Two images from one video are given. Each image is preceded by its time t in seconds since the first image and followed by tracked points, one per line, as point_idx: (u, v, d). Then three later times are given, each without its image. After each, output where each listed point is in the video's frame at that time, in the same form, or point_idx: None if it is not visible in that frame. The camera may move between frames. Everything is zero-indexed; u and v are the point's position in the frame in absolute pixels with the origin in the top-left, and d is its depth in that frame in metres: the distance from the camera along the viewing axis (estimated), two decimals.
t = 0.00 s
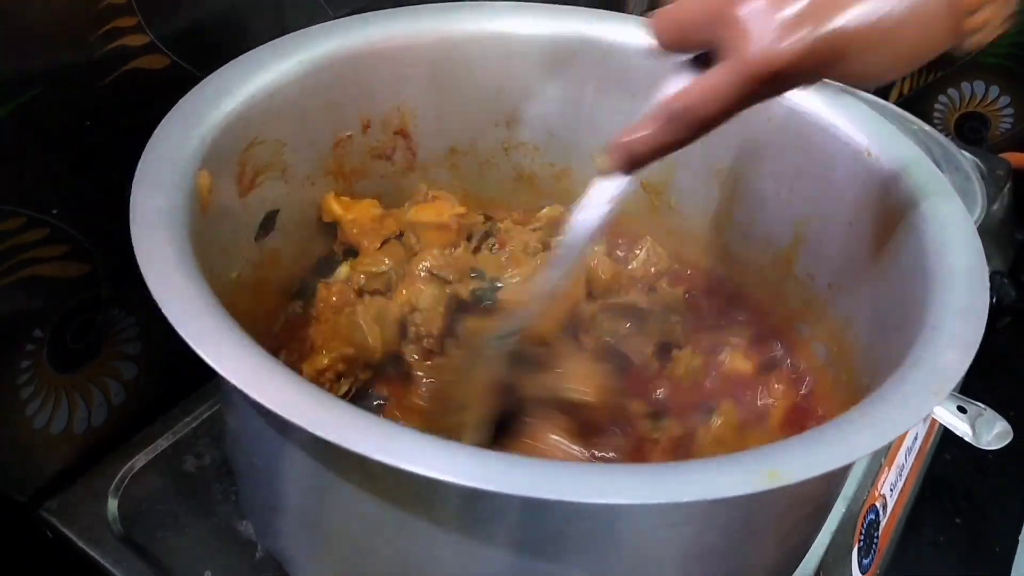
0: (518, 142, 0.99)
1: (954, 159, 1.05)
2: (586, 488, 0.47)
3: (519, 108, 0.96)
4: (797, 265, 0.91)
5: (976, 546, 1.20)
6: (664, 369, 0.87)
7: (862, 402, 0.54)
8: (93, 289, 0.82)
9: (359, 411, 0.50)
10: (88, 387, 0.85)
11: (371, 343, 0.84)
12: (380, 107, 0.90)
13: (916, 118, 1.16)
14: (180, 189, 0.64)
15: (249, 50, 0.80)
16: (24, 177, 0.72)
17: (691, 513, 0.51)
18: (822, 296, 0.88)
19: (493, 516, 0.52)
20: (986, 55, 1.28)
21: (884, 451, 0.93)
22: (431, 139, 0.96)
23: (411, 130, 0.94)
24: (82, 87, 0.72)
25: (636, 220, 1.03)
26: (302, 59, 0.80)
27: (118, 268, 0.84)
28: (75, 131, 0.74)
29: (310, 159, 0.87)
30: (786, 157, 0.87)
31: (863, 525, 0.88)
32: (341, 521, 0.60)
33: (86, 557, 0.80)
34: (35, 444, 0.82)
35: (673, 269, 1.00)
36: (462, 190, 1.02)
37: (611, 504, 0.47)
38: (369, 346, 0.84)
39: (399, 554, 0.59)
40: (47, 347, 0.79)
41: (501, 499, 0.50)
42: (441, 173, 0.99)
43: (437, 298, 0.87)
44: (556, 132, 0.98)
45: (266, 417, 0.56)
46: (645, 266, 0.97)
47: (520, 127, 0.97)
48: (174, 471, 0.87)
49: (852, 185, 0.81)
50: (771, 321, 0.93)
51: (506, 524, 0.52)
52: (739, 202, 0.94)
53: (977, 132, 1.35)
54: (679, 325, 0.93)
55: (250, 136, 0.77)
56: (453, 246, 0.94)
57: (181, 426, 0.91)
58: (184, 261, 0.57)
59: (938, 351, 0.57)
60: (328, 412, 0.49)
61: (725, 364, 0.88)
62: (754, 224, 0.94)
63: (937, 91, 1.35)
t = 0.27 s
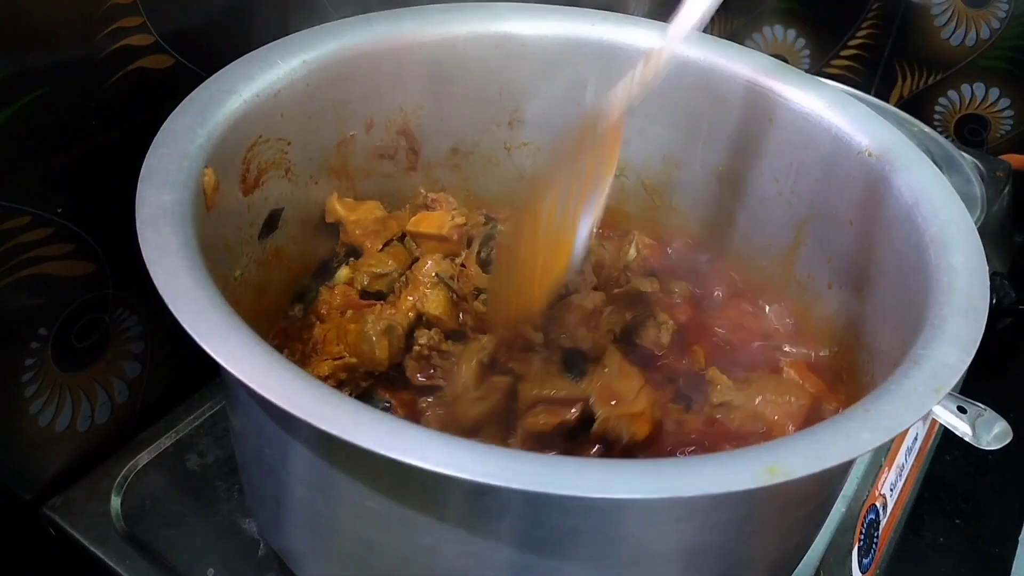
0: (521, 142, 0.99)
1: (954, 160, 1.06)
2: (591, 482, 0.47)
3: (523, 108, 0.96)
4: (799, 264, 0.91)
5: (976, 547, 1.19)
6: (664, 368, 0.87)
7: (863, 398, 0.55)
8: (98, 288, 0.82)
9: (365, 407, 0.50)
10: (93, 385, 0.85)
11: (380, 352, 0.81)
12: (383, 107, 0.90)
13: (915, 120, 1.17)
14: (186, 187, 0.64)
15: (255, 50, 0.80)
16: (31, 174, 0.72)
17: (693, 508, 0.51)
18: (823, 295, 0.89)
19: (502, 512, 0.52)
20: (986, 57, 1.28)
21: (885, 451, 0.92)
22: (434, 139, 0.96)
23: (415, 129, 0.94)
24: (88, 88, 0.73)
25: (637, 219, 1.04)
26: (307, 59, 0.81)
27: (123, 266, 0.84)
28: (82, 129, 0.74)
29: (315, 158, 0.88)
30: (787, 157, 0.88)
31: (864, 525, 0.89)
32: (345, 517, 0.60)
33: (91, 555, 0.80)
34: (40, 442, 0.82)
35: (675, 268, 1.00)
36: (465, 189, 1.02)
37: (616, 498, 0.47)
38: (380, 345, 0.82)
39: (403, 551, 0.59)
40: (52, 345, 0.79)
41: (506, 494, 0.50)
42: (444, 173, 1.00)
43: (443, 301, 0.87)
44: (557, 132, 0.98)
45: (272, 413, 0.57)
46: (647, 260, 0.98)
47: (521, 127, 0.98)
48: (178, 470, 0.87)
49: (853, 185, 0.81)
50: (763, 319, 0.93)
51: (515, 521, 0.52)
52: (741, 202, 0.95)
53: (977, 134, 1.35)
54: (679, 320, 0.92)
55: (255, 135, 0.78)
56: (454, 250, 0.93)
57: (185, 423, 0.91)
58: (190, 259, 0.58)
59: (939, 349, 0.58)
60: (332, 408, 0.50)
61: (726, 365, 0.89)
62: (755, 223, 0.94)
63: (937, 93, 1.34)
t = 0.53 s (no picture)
0: (521, 141, 1.00)
1: (952, 161, 1.06)
2: (589, 475, 0.48)
3: (524, 107, 0.97)
4: (797, 263, 0.92)
5: (974, 546, 1.20)
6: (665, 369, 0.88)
7: (859, 394, 0.55)
8: (102, 284, 0.83)
9: (367, 401, 0.51)
10: (96, 382, 0.85)
11: (380, 351, 0.81)
12: (385, 106, 0.91)
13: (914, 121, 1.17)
14: (189, 184, 0.65)
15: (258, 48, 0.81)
16: (36, 171, 0.72)
17: (691, 501, 0.52)
18: (820, 294, 0.89)
19: (502, 506, 0.53)
20: (985, 59, 1.28)
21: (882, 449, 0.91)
22: (434, 138, 0.97)
23: (415, 128, 0.95)
24: (92, 86, 0.73)
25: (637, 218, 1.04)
26: (310, 58, 0.81)
27: (125, 263, 0.85)
28: (86, 126, 0.75)
29: (317, 157, 0.88)
30: (786, 156, 0.88)
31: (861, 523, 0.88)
32: (346, 511, 0.61)
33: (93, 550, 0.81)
34: (44, 437, 0.82)
35: (673, 268, 1.01)
36: (465, 188, 1.03)
37: (614, 491, 0.48)
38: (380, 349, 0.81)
39: (404, 546, 0.60)
40: (55, 341, 0.79)
41: (506, 488, 0.51)
42: (445, 172, 1.01)
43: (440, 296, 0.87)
44: (558, 131, 0.99)
45: (274, 408, 0.57)
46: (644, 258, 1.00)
47: (522, 127, 0.99)
48: (180, 466, 0.88)
49: (851, 183, 0.81)
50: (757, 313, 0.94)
51: (515, 514, 0.53)
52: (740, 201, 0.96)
53: (976, 135, 1.35)
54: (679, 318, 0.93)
55: (257, 134, 0.78)
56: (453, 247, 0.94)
57: (187, 420, 0.92)
58: (194, 256, 0.58)
59: (936, 346, 0.58)
60: (334, 402, 0.50)
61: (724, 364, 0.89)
62: (754, 223, 0.95)
63: (937, 93, 1.34)
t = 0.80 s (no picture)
0: (520, 140, 1.00)
1: (950, 161, 1.07)
2: (580, 470, 0.49)
3: (522, 107, 0.97)
4: (793, 262, 0.92)
5: (969, 545, 1.21)
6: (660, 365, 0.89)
7: (851, 390, 0.56)
8: (103, 281, 0.84)
9: (363, 396, 0.51)
10: (97, 377, 0.86)
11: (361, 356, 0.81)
12: (384, 105, 0.92)
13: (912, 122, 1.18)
14: (189, 181, 0.65)
15: (259, 47, 0.81)
16: (38, 167, 0.73)
17: (685, 496, 0.52)
18: (815, 293, 0.90)
19: (498, 499, 0.53)
20: (983, 61, 1.29)
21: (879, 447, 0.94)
22: (433, 137, 0.97)
23: (414, 127, 0.95)
24: (94, 83, 0.74)
25: (634, 217, 1.05)
26: (309, 57, 0.82)
27: (126, 260, 0.85)
28: (88, 124, 0.75)
29: (316, 154, 0.89)
30: (783, 155, 0.89)
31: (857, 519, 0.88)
32: (343, 505, 0.61)
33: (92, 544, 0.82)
34: (45, 432, 0.83)
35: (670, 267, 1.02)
36: (464, 187, 1.04)
37: (606, 485, 0.48)
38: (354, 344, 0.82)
39: (401, 541, 0.61)
40: (57, 337, 0.80)
41: (502, 482, 0.51)
42: (444, 171, 1.01)
43: (428, 305, 0.87)
44: (556, 130, 1.00)
45: (273, 403, 0.58)
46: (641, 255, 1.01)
47: (521, 125, 0.99)
48: (179, 462, 0.88)
49: (848, 184, 0.82)
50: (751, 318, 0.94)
51: (510, 508, 0.54)
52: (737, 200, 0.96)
53: (974, 137, 1.35)
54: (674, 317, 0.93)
55: (257, 132, 0.79)
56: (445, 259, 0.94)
57: (186, 416, 0.93)
58: (193, 253, 0.59)
59: (929, 344, 0.59)
60: (329, 397, 0.51)
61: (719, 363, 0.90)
62: (751, 222, 0.96)
63: (936, 95, 1.35)
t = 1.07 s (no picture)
0: (516, 137, 1.01)
1: (946, 161, 1.07)
2: (561, 468, 0.49)
3: (517, 105, 0.98)
4: (788, 260, 0.93)
5: (966, 545, 1.21)
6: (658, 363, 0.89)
7: (841, 384, 0.56)
8: (102, 276, 0.84)
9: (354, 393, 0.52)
10: (94, 372, 0.86)
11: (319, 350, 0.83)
12: (378, 102, 0.92)
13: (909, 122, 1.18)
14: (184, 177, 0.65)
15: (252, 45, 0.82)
16: (35, 163, 0.73)
17: (677, 491, 0.53)
18: (810, 290, 0.90)
19: (490, 495, 0.53)
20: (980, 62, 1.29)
21: (875, 446, 0.92)
22: (429, 134, 0.98)
23: (410, 124, 0.96)
24: (93, 78, 0.74)
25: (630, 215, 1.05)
26: (303, 54, 0.82)
27: (124, 256, 0.86)
28: (86, 120, 0.75)
29: (311, 152, 0.89)
30: (776, 152, 0.89)
31: (852, 517, 0.88)
32: (337, 502, 0.61)
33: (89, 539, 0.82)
34: (42, 427, 0.83)
35: (667, 266, 1.02)
36: (460, 184, 1.04)
37: (594, 480, 0.49)
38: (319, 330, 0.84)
39: (396, 536, 0.61)
40: (54, 332, 0.80)
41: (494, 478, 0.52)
42: (440, 168, 1.02)
43: (395, 291, 0.86)
44: (552, 128, 1.00)
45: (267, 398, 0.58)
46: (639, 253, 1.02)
47: (517, 123, 1.00)
48: (176, 457, 0.89)
49: (840, 179, 0.82)
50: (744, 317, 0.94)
51: (503, 504, 0.54)
52: (732, 199, 0.96)
53: (971, 137, 1.35)
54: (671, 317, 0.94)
55: (251, 129, 0.79)
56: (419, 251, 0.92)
57: (184, 411, 0.93)
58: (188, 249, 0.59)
59: (918, 336, 0.59)
60: (318, 394, 0.51)
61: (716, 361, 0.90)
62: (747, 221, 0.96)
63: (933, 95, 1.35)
